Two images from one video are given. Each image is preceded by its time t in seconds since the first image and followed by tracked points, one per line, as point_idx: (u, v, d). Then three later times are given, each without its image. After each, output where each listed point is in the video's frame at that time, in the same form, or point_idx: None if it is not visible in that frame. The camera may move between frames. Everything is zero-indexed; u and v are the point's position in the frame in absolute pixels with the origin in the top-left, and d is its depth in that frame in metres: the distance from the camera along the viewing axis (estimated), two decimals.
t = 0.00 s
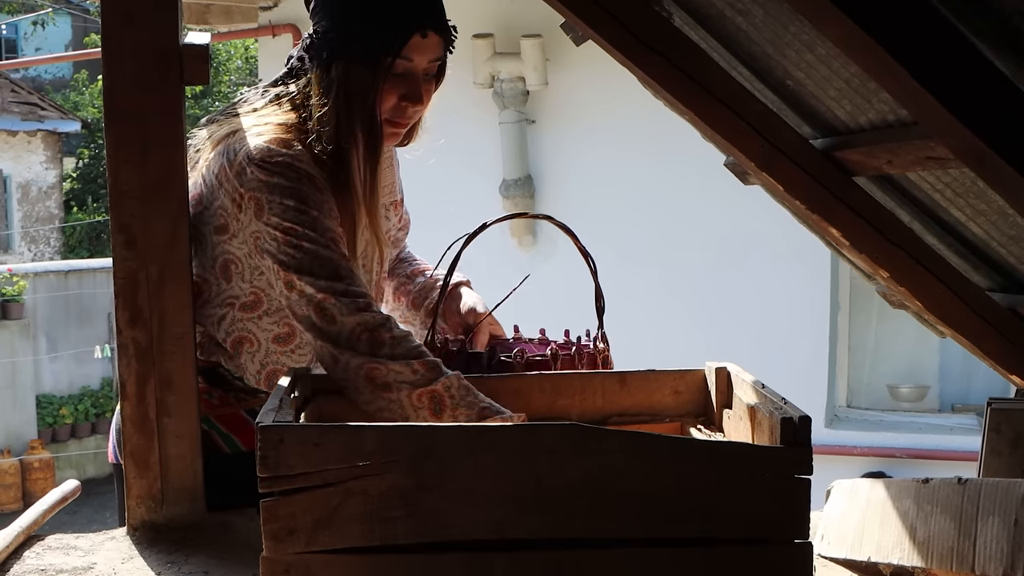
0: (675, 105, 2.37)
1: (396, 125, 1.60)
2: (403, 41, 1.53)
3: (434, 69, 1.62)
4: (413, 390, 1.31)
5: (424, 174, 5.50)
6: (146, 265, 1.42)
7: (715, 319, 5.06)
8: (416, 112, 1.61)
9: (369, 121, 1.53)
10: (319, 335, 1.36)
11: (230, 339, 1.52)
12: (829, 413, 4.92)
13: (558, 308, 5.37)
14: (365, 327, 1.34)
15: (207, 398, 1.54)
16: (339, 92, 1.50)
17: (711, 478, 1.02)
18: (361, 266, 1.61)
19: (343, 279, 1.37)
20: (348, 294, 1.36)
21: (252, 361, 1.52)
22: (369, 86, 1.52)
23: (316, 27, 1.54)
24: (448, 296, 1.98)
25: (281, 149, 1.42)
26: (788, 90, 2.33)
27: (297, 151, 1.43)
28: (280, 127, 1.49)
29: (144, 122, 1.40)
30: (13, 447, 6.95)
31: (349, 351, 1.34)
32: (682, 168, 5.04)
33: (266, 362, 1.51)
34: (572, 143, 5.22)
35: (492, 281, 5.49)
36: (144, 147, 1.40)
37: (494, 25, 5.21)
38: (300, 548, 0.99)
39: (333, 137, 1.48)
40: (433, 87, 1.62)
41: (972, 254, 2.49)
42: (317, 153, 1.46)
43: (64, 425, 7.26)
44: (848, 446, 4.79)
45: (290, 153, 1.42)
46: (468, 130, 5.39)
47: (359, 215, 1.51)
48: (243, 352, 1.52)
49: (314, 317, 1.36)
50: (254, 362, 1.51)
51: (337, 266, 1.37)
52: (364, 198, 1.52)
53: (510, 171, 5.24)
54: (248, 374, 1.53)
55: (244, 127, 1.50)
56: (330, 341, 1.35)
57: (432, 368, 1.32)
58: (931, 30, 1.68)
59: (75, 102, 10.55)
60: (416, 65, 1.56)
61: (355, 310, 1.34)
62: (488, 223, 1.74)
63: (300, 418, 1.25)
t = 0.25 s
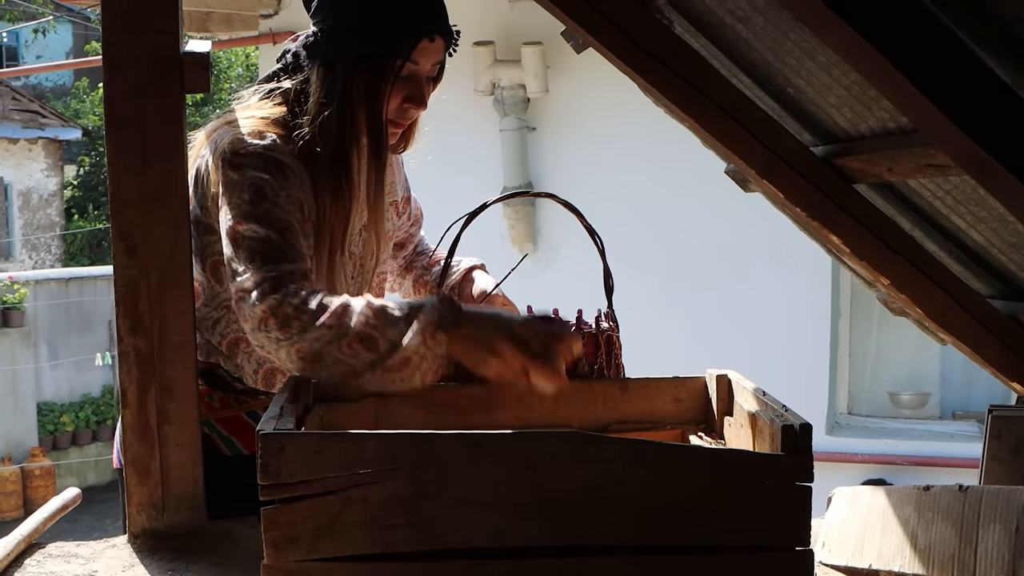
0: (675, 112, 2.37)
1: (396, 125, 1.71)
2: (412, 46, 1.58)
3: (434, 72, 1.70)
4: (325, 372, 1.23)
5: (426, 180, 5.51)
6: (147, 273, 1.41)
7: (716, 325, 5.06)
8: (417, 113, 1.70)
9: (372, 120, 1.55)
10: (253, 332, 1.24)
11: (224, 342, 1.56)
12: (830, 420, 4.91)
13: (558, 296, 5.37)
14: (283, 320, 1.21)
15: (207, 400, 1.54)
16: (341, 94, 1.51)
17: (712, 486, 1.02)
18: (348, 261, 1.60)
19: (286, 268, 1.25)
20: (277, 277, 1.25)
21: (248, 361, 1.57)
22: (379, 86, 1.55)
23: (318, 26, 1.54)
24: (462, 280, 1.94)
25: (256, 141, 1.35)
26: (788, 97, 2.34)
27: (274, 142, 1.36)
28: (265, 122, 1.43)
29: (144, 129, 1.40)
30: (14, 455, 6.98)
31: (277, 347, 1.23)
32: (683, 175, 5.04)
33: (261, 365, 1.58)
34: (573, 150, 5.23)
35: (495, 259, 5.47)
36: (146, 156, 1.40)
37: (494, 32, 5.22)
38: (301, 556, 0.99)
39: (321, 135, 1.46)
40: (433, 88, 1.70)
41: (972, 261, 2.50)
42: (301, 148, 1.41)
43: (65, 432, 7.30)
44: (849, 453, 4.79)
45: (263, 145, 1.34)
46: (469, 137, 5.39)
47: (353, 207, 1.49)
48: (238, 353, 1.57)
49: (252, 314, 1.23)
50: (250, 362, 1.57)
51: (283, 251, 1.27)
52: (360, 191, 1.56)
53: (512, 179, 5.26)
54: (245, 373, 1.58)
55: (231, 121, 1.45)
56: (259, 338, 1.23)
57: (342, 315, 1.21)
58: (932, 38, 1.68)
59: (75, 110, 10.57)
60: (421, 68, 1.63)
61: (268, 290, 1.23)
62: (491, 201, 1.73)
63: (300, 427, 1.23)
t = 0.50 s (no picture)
0: (675, 112, 2.37)
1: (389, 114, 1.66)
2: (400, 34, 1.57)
3: (427, 60, 1.69)
4: (335, 314, 1.29)
5: (427, 178, 5.50)
6: (147, 274, 1.41)
7: (716, 325, 5.06)
8: (409, 102, 1.65)
9: (365, 111, 1.56)
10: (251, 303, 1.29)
11: (212, 332, 1.54)
12: (831, 421, 4.91)
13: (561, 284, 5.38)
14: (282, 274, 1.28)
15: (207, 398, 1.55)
16: (331, 85, 1.53)
17: (711, 487, 1.02)
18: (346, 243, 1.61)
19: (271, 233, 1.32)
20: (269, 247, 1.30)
21: (235, 351, 1.54)
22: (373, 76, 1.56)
23: (307, 18, 1.56)
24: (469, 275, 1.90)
25: (240, 128, 1.40)
26: (788, 98, 2.34)
27: (260, 129, 1.42)
28: (256, 113, 1.46)
29: (144, 130, 1.40)
30: (15, 455, 6.98)
31: (277, 305, 1.29)
32: (683, 175, 5.05)
33: (246, 354, 1.54)
34: (573, 150, 5.23)
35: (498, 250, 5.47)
36: (147, 157, 1.40)
37: (494, 33, 5.22)
38: (301, 557, 0.99)
39: (314, 124, 1.51)
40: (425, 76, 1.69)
41: (972, 261, 2.50)
42: (292, 139, 1.47)
43: (66, 433, 7.29)
44: (849, 454, 4.79)
45: (247, 131, 1.40)
46: (469, 137, 5.39)
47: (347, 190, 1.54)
48: (223, 345, 1.54)
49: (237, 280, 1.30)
50: (234, 353, 1.54)
51: (271, 225, 1.33)
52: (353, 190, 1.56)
53: (512, 179, 5.23)
54: (230, 365, 1.55)
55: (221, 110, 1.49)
56: (253, 300, 1.29)
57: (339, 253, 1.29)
58: (932, 38, 1.68)
59: (75, 111, 10.58)
60: (410, 56, 1.61)
61: (253, 256, 1.28)
62: (489, 195, 1.73)
63: (300, 429, 1.23)
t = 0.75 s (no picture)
0: (675, 113, 2.36)
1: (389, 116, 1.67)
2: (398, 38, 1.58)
3: (426, 62, 1.70)
4: (392, 294, 1.33)
5: (428, 179, 5.51)
6: (147, 274, 1.41)
7: (717, 326, 5.06)
8: (408, 104, 1.67)
9: (360, 115, 1.56)
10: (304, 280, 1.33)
11: (222, 318, 1.52)
12: (831, 422, 4.91)
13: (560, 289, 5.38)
14: (343, 249, 1.32)
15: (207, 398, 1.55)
16: (329, 91, 1.54)
17: (712, 487, 1.02)
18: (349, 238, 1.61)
19: (312, 211, 1.36)
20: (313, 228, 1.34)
21: (241, 340, 1.53)
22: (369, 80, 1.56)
23: (306, 21, 1.56)
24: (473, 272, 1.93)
25: (246, 124, 1.43)
26: (788, 98, 2.34)
27: (266, 126, 1.44)
28: (264, 110, 1.49)
29: (144, 131, 1.40)
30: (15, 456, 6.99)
31: (337, 278, 1.32)
32: (683, 176, 5.05)
33: (255, 342, 1.53)
34: (572, 151, 5.23)
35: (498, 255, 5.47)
36: (146, 157, 1.40)
37: (495, 33, 5.22)
38: (302, 558, 1.00)
39: (310, 130, 1.51)
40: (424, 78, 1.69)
41: (972, 262, 2.50)
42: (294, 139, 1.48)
43: (66, 434, 7.29)
44: (850, 454, 4.79)
45: (254, 129, 1.42)
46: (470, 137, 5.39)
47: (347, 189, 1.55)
48: (236, 330, 1.53)
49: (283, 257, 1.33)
50: (246, 340, 1.53)
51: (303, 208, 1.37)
52: (351, 185, 1.57)
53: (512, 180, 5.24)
54: (240, 357, 1.54)
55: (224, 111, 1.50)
56: (311, 272, 1.32)
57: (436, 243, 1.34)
58: (931, 38, 1.68)
59: (75, 112, 10.59)
60: (409, 57, 1.63)
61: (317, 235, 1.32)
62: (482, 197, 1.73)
63: (302, 430, 1.23)
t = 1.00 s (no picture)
0: (675, 113, 2.36)
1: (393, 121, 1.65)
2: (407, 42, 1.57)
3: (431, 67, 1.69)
4: (412, 298, 1.34)
5: (428, 178, 5.51)
6: (147, 275, 1.41)
7: (717, 325, 5.06)
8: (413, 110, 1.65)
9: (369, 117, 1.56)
10: (324, 282, 1.34)
11: (227, 321, 1.53)
12: (831, 421, 4.91)
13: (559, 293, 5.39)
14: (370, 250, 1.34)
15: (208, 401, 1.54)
16: (336, 92, 1.54)
17: (713, 487, 1.02)
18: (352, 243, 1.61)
19: (331, 214, 1.38)
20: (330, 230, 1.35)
21: (242, 342, 1.53)
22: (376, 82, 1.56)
23: (312, 25, 1.56)
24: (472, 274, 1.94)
25: (250, 126, 1.43)
26: (789, 98, 2.33)
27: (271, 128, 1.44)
28: (269, 113, 1.50)
29: (144, 132, 1.40)
30: (15, 457, 7.00)
31: (361, 280, 1.33)
32: (683, 175, 5.05)
33: (259, 344, 1.53)
34: (572, 152, 5.23)
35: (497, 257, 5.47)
36: (146, 158, 1.40)
37: (494, 33, 5.22)
38: (302, 558, 1.00)
39: (316, 136, 1.52)
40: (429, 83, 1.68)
41: (972, 261, 2.50)
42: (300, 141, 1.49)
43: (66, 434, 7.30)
44: (850, 454, 4.80)
45: (260, 130, 1.42)
46: (469, 137, 5.39)
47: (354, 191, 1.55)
48: (239, 334, 1.53)
49: (304, 258, 1.34)
50: (249, 344, 1.53)
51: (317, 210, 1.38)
52: (358, 187, 1.57)
53: (512, 180, 5.24)
54: (241, 361, 1.54)
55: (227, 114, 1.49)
56: (333, 274, 1.33)
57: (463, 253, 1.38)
58: (932, 38, 1.68)
59: (75, 113, 10.60)
60: (415, 64, 1.61)
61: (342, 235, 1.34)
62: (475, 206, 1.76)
63: (302, 430, 1.23)
